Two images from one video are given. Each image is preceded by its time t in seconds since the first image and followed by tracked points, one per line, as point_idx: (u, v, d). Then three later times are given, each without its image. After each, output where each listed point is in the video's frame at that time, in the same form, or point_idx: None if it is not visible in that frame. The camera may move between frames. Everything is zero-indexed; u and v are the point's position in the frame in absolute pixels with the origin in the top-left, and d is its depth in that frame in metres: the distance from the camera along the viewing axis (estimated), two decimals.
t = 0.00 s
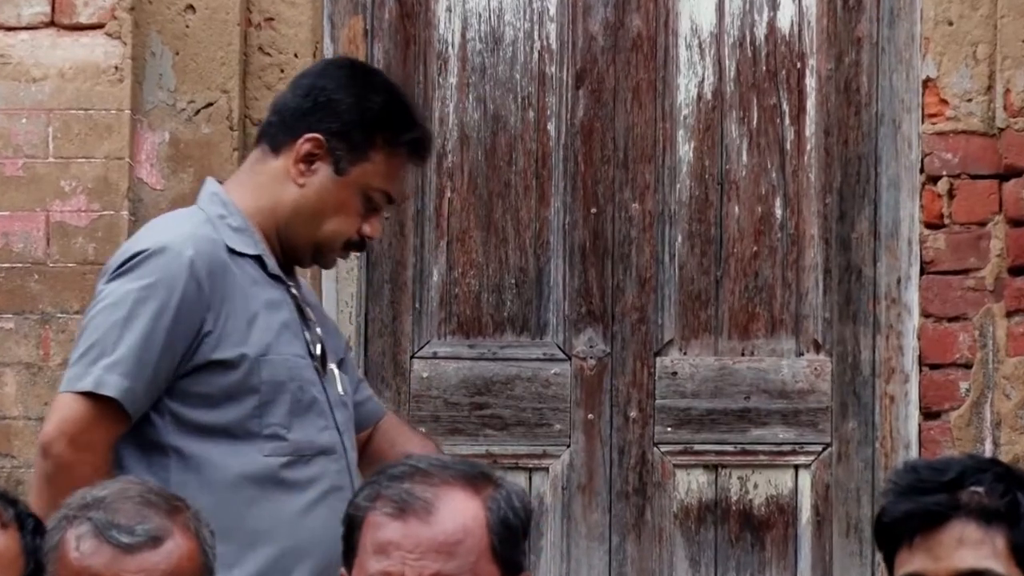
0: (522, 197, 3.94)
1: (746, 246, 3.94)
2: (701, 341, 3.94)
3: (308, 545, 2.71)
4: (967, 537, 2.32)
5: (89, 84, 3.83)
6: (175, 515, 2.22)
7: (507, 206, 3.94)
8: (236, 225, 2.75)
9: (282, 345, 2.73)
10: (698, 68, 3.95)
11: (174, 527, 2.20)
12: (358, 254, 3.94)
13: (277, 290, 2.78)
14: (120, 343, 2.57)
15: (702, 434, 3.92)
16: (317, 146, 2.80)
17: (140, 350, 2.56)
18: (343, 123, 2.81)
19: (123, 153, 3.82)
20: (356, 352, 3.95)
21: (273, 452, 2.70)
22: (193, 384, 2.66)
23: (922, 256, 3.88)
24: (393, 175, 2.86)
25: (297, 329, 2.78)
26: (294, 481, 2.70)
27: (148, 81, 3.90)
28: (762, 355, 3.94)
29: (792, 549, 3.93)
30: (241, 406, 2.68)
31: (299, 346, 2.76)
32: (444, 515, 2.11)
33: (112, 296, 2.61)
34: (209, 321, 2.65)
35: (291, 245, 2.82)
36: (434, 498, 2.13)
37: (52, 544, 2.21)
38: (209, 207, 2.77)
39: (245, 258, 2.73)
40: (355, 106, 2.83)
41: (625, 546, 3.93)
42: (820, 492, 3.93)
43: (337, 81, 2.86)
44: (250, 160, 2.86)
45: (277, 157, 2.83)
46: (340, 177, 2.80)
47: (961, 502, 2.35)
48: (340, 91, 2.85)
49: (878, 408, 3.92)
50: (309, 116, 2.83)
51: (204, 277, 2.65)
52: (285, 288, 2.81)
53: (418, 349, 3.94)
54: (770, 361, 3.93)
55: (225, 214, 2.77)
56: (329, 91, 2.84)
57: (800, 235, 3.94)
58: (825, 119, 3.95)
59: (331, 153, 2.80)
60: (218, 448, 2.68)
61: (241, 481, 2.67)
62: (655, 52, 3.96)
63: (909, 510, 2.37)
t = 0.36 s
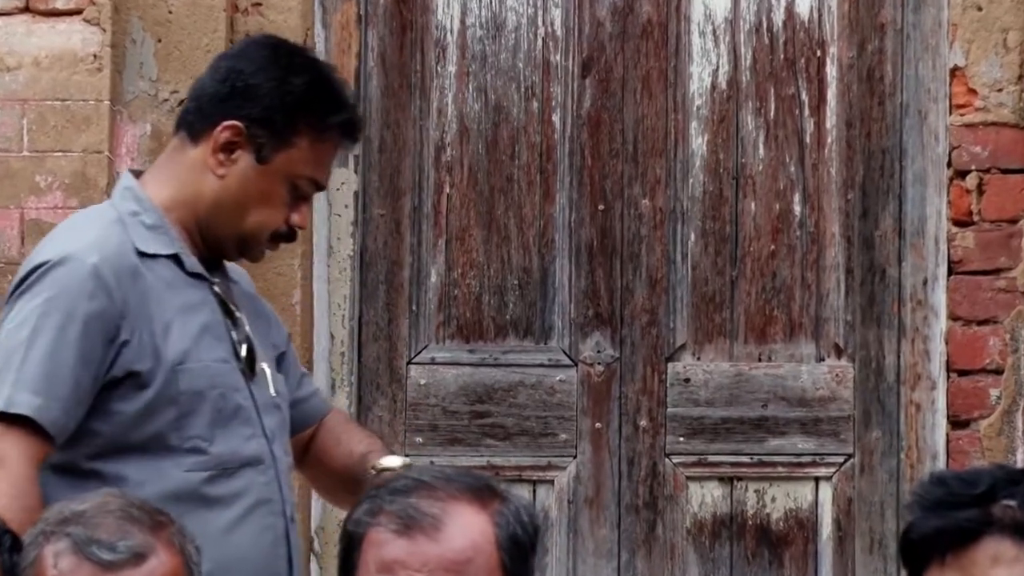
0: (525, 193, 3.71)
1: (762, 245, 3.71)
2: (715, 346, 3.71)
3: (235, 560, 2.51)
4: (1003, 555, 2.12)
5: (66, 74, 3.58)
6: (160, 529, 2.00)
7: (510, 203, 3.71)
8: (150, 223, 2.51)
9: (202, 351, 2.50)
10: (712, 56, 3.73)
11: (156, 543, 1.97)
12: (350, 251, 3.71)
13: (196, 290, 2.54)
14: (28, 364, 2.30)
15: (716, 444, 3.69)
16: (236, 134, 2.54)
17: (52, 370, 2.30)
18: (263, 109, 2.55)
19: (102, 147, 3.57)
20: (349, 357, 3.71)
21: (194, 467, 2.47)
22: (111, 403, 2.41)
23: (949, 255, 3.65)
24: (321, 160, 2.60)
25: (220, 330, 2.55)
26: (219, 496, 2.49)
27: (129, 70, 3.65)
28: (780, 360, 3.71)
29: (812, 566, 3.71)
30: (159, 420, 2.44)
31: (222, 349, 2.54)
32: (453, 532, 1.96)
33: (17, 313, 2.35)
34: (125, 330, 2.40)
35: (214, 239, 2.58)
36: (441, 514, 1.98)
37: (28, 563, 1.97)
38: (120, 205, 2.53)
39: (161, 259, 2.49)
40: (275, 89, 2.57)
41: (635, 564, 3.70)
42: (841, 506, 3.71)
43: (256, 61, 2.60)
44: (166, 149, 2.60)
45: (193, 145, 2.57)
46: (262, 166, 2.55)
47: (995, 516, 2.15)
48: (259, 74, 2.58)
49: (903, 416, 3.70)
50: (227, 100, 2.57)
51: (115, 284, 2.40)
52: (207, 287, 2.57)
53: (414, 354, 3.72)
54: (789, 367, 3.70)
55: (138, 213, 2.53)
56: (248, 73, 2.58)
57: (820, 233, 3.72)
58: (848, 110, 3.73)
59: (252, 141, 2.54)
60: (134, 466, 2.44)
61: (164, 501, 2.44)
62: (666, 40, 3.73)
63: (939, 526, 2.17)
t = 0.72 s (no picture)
0: (545, 189, 3.50)
1: (797, 243, 3.51)
2: (747, 350, 3.51)
3: None
4: None
5: (59, 62, 3.40)
6: (162, 545, 1.78)
7: (529, 199, 3.50)
8: (92, 224, 2.38)
9: (153, 358, 2.37)
10: (742, 43, 3.51)
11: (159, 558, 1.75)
12: (360, 250, 3.50)
13: (146, 293, 2.41)
14: None
15: (749, 454, 3.49)
16: (168, 123, 2.39)
17: None
18: (195, 96, 2.39)
19: (97, 139, 3.39)
20: (360, 363, 3.50)
21: (147, 484, 2.35)
22: (57, 419, 2.30)
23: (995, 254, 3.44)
24: (262, 151, 2.42)
25: (174, 335, 2.43)
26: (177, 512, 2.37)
27: (125, 58, 3.47)
28: (815, 366, 3.50)
29: None
30: (109, 435, 2.32)
31: (175, 355, 2.41)
32: (476, 546, 1.82)
33: None
34: (70, 339, 2.29)
35: (151, 238, 2.42)
36: (464, 528, 1.84)
37: None
38: (62, 206, 2.41)
39: (104, 262, 2.37)
40: (207, 76, 2.41)
41: None
42: (882, 519, 3.50)
43: (193, 47, 2.44)
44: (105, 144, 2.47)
45: (130, 137, 2.42)
46: (196, 156, 2.38)
47: None
48: (192, 59, 2.43)
49: (946, 424, 3.49)
50: (161, 89, 2.42)
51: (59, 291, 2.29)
52: (157, 290, 2.44)
53: (429, 359, 3.51)
54: (826, 372, 3.50)
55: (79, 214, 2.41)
56: (182, 59, 2.42)
57: (856, 230, 3.51)
58: (886, 100, 3.52)
59: (183, 131, 2.38)
60: (83, 480, 2.33)
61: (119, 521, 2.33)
62: (694, 25, 3.52)
63: (982, 542, 1.97)
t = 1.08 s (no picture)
0: (632, 187, 3.46)
1: (888, 242, 3.46)
2: (838, 351, 3.46)
3: None
4: None
5: (140, 60, 3.36)
6: (241, 547, 1.81)
7: (616, 198, 3.46)
8: (148, 226, 2.48)
9: (219, 357, 2.46)
10: (832, 39, 3.46)
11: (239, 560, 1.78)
12: (445, 249, 3.47)
13: (207, 291, 2.50)
14: (58, 389, 2.34)
15: (839, 456, 3.44)
16: (208, 116, 2.48)
17: (83, 392, 2.33)
18: (231, 87, 2.48)
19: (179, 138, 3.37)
20: (444, 364, 3.48)
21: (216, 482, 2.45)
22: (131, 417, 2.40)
23: None
24: (301, 136, 2.49)
25: (238, 335, 2.51)
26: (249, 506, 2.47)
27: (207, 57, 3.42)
28: (906, 367, 3.45)
29: None
30: (176, 434, 2.43)
31: (242, 352, 2.50)
32: (561, 550, 1.86)
33: (34, 331, 2.37)
34: (143, 336, 2.39)
35: (202, 233, 2.50)
36: (548, 532, 1.88)
37: None
38: (119, 209, 2.50)
39: (166, 263, 2.46)
40: (241, 65, 2.49)
41: None
42: (974, 523, 3.46)
43: (226, 39, 2.52)
44: (158, 144, 2.57)
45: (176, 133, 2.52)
46: (238, 147, 2.46)
47: None
48: (227, 49, 2.51)
49: None
50: (200, 82, 2.51)
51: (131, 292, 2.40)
52: (218, 287, 2.52)
53: (515, 360, 3.47)
54: (917, 373, 3.45)
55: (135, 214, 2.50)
56: (217, 52, 2.51)
57: (949, 230, 3.46)
58: (978, 98, 3.47)
59: (223, 124, 2.47)
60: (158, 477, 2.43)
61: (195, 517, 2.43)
62: (783, 21, 3.47)
63: None
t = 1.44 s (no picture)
0: (694, 188, 3.45)
1: (951, 243, 3.45)
2: (901, 351, 3.45)
3: None
4: None
5: (202, 61, 3.30)
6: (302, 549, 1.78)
7: (678, 198, 3.45)
8: (193, 226, 2.45)
9: (268, 356, 2.44)
10: (894, 40, 3.45)
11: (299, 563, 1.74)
12: (507, 250, 3.46)
13: (253, 290, 2.48)
14: (115, 389, 2.31)
15: (902, 457, 3.44)
16: (248, 115, 2.46)
17: (140, 391, 2.31)
18: (269, 86, 2.46)
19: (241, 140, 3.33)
20: (507, 365, 3.47)
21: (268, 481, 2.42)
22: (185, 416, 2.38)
23: None
24: (340, 132, 2.47)
25: (284, 334, 2.49)
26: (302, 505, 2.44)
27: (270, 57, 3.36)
28: (968, 368, 3.44)
29: None
30: (226, 433, 2.40)
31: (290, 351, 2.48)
32: (628, 557, 1.78)
33: (85, 332, 2.34)
34: (194, 334, 2.38)
35: (246, 232, 2.49)
36: (613, 539, 1.80)
37: None
38: (162, 211, 2.48)
39: (213, 262, 2.44)
40: (279, 64, 2.47)
41: None
42: None
43: (261, 36, 2.50)
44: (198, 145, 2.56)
45: (215, 133, 2.50)
46: (279, 146, 2.45)
47: None
48: (264, 47, 2.49)
49: None
50: (237, 82, 2.49)
51: (180, 290, 2.38)
52: (263, 287, 2.50)
53: (577, 360, 3.47)
54: (980, 374, 3.44)
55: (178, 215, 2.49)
56: (253, 50, 2.49)
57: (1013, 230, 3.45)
58: None
59: (262, 123, 2.46)
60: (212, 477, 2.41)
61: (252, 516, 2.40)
62: (845, 21, 3.46)
63: None
